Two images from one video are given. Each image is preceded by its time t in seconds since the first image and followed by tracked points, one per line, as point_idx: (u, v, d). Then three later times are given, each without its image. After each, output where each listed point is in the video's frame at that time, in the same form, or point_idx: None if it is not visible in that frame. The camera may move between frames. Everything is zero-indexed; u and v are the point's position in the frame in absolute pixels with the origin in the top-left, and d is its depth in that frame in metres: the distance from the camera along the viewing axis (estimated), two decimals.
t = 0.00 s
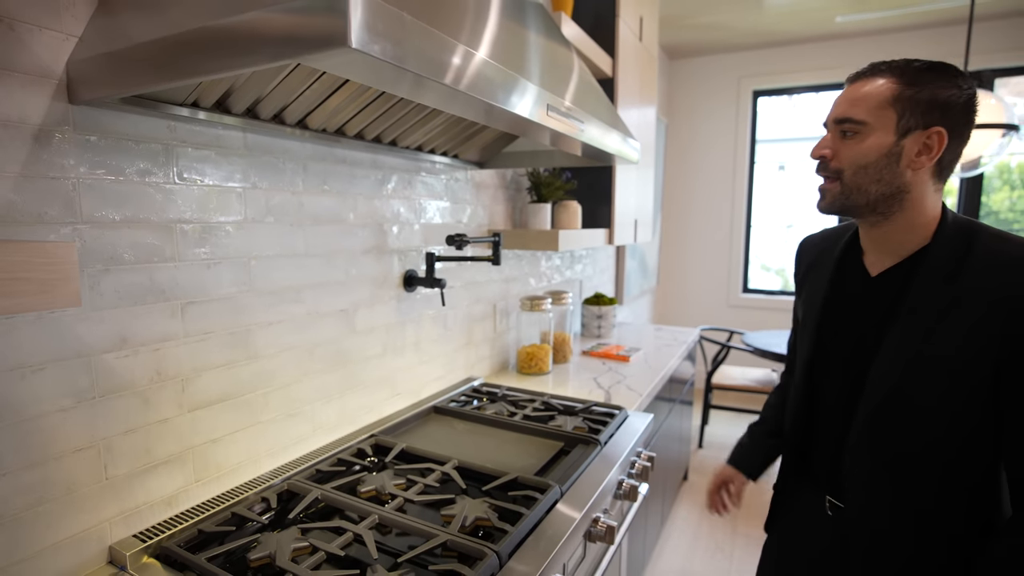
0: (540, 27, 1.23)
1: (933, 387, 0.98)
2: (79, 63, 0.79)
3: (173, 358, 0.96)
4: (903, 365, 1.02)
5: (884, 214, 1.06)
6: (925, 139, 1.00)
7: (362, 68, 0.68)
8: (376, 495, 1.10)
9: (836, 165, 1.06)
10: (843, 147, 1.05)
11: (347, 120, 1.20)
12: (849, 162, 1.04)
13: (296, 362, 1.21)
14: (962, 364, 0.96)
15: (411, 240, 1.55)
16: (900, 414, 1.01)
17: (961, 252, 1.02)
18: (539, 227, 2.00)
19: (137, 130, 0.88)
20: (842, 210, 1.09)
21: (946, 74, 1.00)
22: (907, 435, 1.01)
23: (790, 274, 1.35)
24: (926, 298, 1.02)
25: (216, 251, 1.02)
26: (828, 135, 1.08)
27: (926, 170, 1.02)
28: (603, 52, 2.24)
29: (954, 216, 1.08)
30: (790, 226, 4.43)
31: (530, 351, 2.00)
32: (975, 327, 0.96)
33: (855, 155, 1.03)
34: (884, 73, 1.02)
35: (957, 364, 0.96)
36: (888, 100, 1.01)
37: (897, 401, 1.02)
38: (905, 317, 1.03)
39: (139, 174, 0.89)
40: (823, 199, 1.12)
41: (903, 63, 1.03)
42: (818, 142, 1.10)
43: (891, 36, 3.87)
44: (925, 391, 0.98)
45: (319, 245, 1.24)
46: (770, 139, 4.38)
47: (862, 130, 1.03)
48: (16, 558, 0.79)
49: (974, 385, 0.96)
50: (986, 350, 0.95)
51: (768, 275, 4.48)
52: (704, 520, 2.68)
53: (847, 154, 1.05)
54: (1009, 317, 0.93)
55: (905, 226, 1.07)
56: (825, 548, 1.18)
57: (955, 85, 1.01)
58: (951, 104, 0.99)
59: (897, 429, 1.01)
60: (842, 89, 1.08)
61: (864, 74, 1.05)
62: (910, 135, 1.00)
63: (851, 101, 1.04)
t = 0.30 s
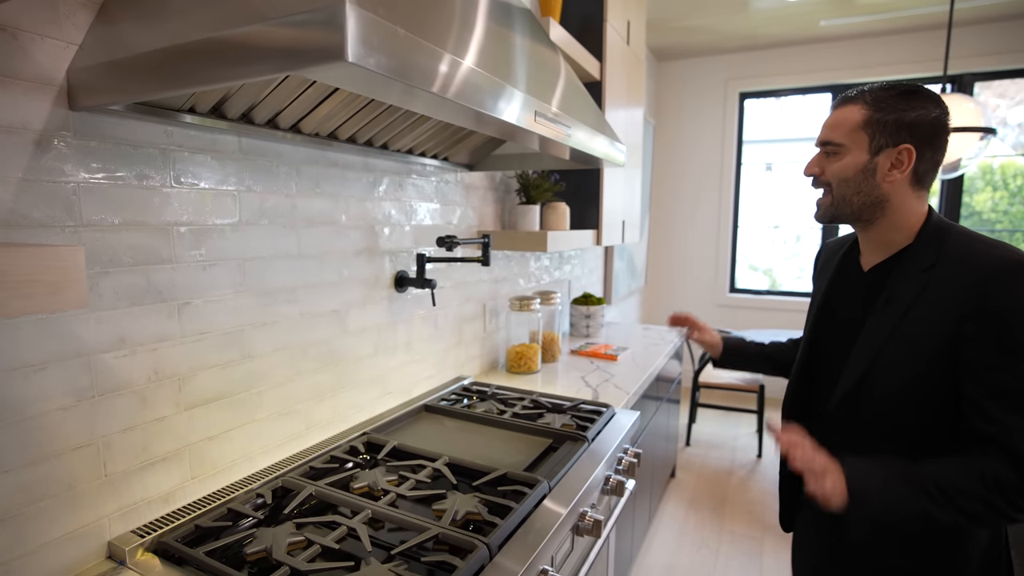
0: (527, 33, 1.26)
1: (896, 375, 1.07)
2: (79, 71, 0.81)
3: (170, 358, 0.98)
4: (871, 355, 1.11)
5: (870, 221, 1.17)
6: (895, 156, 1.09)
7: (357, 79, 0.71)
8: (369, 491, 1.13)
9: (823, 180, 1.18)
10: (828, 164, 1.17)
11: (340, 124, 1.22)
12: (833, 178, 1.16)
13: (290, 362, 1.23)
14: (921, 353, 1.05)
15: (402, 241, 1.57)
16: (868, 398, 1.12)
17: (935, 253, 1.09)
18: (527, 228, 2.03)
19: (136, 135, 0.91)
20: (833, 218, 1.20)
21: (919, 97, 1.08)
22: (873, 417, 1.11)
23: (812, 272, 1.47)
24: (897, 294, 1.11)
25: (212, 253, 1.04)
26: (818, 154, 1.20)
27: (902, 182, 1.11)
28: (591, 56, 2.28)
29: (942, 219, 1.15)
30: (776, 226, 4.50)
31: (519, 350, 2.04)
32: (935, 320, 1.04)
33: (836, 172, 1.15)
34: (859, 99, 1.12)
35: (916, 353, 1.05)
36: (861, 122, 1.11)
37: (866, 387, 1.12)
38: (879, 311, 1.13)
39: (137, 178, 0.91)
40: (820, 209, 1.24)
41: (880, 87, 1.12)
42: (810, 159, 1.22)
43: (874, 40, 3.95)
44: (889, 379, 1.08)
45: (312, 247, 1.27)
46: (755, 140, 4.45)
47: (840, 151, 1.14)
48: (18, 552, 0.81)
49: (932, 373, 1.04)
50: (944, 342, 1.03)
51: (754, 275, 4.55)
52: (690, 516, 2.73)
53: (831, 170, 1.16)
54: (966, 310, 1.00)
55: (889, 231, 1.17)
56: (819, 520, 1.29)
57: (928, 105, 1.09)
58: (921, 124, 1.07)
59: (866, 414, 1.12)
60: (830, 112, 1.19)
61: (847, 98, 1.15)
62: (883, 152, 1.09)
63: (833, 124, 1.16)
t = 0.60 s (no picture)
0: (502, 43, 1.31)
1: (869, 357, 1.21)
2: (74, 80, 0.83)
3: (160, 359, 1.00)
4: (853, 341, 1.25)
5: (850, 226, 1.31)
6: (862, 171, 1.22)
7: (349, 93, 0.75)
8: (356, 486, 1.16)
9: (808, 191, 1.34)
10: (813, 177, 1.33)
11: (325, 131, 1.26)
12: (815, 189, 1.32)
13: (276, 361, 1.26)
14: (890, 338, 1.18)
15: (386, 243, 1.61)
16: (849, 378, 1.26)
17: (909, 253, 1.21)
18: (508, 230, 2.08)
19: (127, 142, 0.93)
20: (822, 223, 1.36)
21: (889, 121, 1.21)
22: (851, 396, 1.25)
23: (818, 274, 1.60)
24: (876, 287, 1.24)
25: (201, 256, 1.06)
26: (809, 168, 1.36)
27: (871, 193, 1.24)
28: (570, 62, 2.34)
29: (921, 225, 1.24)
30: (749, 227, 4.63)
31: (500, 349, 2.09)
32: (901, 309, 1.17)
33: (816, 185, 1.31)
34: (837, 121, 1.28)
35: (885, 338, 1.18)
36: (835, 142, 1.26)
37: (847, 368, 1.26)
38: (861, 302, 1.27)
39: (128, 183, 0.94)
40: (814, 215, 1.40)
41: (860, 111, 1.26)
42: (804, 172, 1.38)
43: (842, 48, 4.10)
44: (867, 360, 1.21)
45: (298, 250, 1.29)
46: (729, 143, 4.58)
47: (820, 166, 1.30)
48: (14, 550, 0.83)
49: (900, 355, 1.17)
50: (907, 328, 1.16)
51: (728, 274, 4.68)
52: (668, 510, 2.80)
53: (814, 183, 1.33)
54: (926, 299, 1.13)
55: (867, 236, 1.30)
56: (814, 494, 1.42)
57: (899, 128, 1.21)
58: (887, 144, 1.20)
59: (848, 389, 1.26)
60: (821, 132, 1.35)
61: (832, 120, 1.31)
62: (853, 168, 1.24)
63: (817, 143, 1.31)
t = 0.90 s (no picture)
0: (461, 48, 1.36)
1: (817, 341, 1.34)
2: (39, 80, 0.84)
3: (128, 357, 1.02)
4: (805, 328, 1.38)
5: (806, 220, 1.45)
6: (817, 171, 1.35)
7: (319, 99, 0.79)
8: (326, 479, 1.20)
9: (774, 184, 1.48)
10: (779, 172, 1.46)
11: (291, 132, 1.28)
12: (778, 184, 1.45)
13: (244, 360, 1.28)
14: (833, 326, 1.31)
15: (352, 242, 1.64)
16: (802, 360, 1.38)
17: (854, 247, 1.33)
18: (471, 230, 2.13)
19: (93, 142, 0.94)
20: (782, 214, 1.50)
21: (848, 127, 1.33)
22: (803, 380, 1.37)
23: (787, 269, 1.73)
24: (826, 278, 1.36)
25: (168, 255, 1.08)
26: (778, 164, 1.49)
27: (825, 192, 1.37)
28: (531, 66, 2.40)
29: (866, 222, 1.36)
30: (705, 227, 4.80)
31: (465, 346, 2.14)
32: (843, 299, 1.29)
33: (778, 179, 1.44)
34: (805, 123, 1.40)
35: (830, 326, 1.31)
36: (799, 142, 1.39)
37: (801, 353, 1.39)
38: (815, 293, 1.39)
39: (94, 183, 0.95)
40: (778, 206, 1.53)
41: (827, 117, 1.38)
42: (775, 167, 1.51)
43: (790, 56, 4.30)
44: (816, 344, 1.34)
45: (264, 249, 1.31)
46: (685, 146, 4.74)
47: (785, 163, 1.43)
48: None
49: (839, 342, 1.29)
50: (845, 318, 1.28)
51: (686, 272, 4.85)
52: (629, 500, 2.90)
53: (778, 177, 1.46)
54: (861, 292, 1.25)
55: (817, 229, 1.43)
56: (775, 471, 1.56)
57: (857, 135, 1.33)
58: (842, 148, 1.32)
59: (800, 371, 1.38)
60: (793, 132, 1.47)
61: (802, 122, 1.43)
62: (810, 167, 1.37)
63: (787, 141, 1.44)
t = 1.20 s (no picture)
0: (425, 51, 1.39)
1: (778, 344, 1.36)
2: None
3: (89, 356, 1.02)
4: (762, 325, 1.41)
5: (771, 218, 1.49)
6: (797, 174, 1.39)
7: (284, 101, 0.82)
8: (293, 475, 1.22)
9: (745, 179, 1.48)
10: (752, 168, 1.47)
11: (255, 133, 1.29)
12: (753, 180, 1.46)
13: (209, 358, 1.28)
14: (793, 327, 1.33)
15: (317, 242, 1.65)
16: (761, 358, 1.41)
17: (811, 247, 1.37)
18: (438, 229, 2.16)
19: (52, 141, 0.94)
20: (748, 209, 1.52)
21: (825, 133, 1.38)
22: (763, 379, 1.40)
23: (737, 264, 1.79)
24: (784, 278, 1.39)
25: (130, 254, 1.08)
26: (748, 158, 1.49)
27: (799, 194, 1.42)
28: (496, 68, 2.45)
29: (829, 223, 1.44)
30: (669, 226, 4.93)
31: (432, 343, 2.16)
32: (802, 299, 1.32)
33: (753, 177, 1.45)
34: (785, 123, 1.41)
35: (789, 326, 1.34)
36: (780, 141, 1.39)
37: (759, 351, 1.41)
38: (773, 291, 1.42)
39: (53, 182, 0.95)
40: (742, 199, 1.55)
41: (804, 118, 1.41)
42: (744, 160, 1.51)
43: (747, 61, 4.46)
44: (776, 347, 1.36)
45: (229, 248, 1.32)
46: (649, 147, 4.86)
47: (762, 161, 1.43)
48: None
49: (799, 343, 1.33)
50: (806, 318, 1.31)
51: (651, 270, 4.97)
52: (597, 493, 2.97)
53: (751, 174, 1.46)
54: (820, 294, 1.28)
55: (783, 227, 1.47)
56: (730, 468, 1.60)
57: (829, 141, 1.39)
58: (821, 154, 1.37)
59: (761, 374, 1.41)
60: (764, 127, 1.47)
61: (777, 119, 1.44)
62: (790, 169, 1.39)
63: (763, 138, 1.44)
